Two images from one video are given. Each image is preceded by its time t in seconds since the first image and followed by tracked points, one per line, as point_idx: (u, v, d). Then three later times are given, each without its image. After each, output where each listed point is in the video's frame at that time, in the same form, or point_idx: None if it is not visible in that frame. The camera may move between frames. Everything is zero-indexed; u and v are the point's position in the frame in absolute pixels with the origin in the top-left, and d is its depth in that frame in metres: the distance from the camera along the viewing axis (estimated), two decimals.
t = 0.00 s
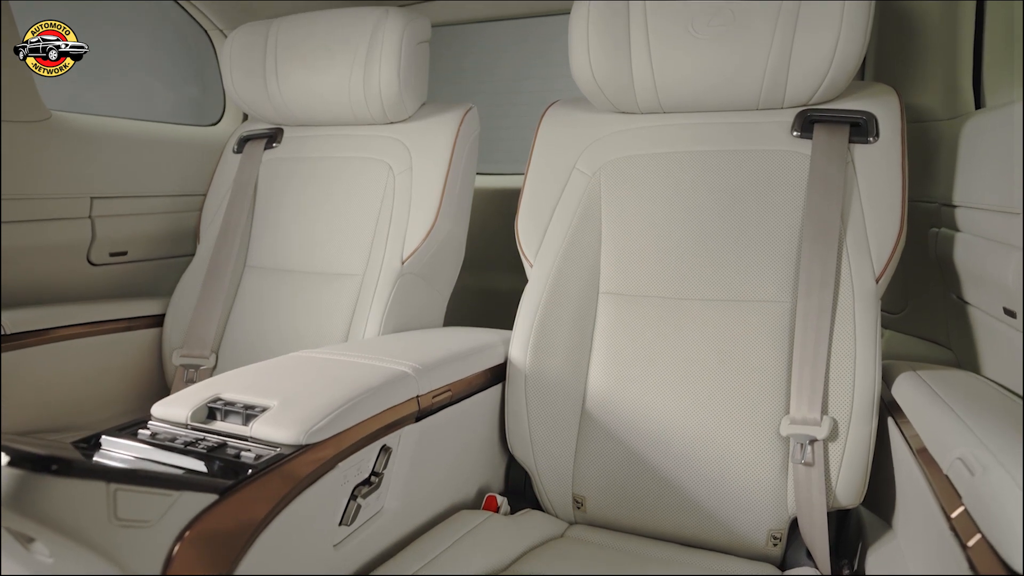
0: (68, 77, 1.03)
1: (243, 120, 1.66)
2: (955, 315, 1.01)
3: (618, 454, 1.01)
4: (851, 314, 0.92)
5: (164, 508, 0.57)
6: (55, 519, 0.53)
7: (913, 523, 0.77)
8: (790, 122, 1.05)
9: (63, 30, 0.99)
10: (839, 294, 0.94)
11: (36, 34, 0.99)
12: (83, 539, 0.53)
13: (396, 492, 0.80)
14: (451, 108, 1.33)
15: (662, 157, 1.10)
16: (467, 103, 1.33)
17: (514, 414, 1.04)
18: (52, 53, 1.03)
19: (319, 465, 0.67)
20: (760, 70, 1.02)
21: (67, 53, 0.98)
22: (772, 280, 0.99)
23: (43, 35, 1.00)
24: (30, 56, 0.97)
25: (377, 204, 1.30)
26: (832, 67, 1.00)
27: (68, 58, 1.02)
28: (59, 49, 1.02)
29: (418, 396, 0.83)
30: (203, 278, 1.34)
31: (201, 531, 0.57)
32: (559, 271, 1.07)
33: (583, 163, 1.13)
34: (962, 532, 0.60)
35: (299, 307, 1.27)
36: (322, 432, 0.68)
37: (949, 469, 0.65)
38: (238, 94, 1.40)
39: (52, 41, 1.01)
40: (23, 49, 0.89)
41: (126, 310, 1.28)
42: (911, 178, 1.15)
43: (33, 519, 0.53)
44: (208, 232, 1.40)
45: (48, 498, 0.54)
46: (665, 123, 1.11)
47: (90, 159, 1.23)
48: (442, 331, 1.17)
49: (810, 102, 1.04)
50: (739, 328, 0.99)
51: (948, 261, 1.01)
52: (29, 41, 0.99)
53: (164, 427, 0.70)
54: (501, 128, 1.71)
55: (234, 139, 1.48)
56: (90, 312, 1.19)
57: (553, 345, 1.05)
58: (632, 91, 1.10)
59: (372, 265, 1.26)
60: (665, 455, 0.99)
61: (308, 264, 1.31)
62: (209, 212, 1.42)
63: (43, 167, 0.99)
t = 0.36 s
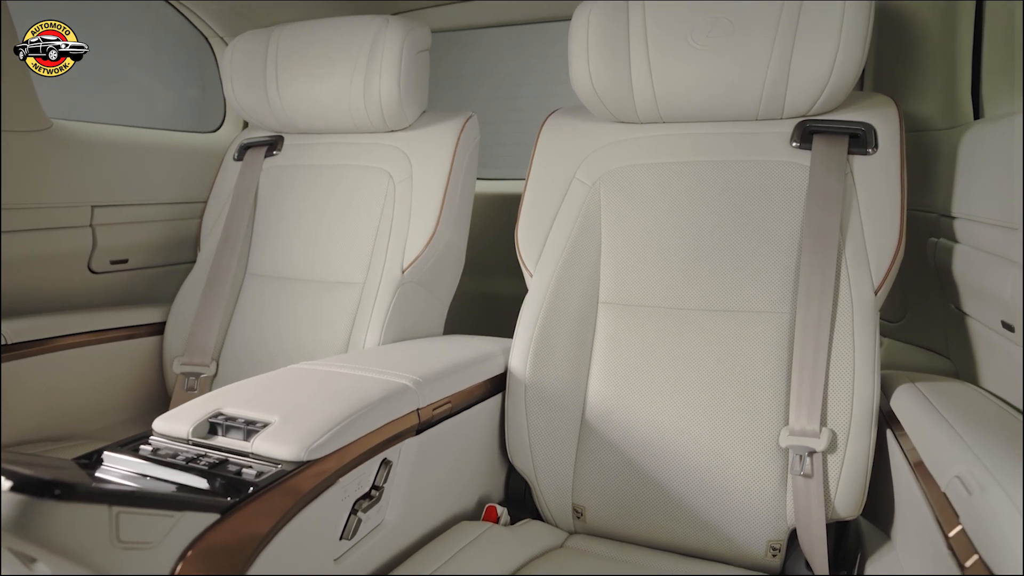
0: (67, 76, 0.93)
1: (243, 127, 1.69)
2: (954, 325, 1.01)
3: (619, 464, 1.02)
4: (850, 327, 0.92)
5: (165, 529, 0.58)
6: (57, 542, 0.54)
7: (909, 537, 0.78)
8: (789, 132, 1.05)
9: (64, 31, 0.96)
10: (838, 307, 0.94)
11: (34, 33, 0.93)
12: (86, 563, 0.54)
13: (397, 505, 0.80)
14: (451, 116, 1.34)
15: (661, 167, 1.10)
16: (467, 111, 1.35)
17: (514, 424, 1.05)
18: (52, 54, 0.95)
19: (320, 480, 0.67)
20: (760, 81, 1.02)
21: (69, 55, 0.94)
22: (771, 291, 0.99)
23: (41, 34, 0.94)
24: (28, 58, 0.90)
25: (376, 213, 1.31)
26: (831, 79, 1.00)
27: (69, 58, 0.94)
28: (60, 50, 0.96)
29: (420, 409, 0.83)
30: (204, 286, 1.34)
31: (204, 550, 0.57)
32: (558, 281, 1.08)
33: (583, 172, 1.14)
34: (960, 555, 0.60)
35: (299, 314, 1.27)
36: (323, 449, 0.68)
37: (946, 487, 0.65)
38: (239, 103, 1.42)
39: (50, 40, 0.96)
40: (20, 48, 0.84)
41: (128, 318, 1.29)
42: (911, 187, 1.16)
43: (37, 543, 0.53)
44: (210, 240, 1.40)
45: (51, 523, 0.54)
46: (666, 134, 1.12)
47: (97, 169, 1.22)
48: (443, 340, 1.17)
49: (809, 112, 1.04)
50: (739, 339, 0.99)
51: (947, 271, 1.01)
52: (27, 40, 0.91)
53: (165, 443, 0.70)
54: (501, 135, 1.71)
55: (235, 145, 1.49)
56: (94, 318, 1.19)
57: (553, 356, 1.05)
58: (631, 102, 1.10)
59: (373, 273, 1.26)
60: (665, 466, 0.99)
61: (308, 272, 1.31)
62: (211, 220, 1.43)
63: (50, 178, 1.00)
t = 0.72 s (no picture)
0: (68, 76, 0.87)
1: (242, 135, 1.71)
2: (952, 335, 1.01)
3: (619, 474, 1.02)
4: (849, 339, 0.93)
5: (167, 551, 0.58)
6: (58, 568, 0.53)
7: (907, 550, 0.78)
8: (789, 143, 1.05)
9: (65, 31, 0.89)
10: (837, 319, 0.94)
11: (33, 33, 0.84)
12: None
13: (397, 518, 0.80)
14: (450, 125, 1.37)
15: (660, 177, 1.10)
16: (467, 120, 1.37)
17: (514, 435, 1.06)
18: (51, 54, 0.87)
19: (321, 497, 0.67)
20: (759, 92, 1.03)
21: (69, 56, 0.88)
22: (770, 302, 1.00)
23: (42, 34, 0.86)
24: (25, 56, 0.82)
25: (376, 223, 1.32)
26: (830, 90, 1.00)
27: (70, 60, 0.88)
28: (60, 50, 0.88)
29: (420, 422, 0.84)
30: (205, 293, 1.34)
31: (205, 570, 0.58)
32: (558, 291, 1.08)
33: (583, 181, 1.14)
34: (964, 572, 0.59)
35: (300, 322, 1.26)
36: (324, 465, 0.69)
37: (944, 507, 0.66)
38: (240, 110, 1.42)
39: (51, 41, 0.88)
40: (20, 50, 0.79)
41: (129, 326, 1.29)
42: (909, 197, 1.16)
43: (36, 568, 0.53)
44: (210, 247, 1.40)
45: (53, 549, 0.53)
46: (665, 143, 1.12)
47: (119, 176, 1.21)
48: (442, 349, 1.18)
49: (808, 123, 1.05)
50: (739, 349, 0.99)
51: (945, 282, 1.02)
52: (26, 41, 0.83)
53: (167, 459, 0.70)
54: (500, 142, 1.72)
55: (235, 154, 1.51)
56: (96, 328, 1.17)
57: (553, 366, 1.06)
58: (631, 112, 1.11)
59: (373, 283, 1.27)
60: (665, 476, 0.99)
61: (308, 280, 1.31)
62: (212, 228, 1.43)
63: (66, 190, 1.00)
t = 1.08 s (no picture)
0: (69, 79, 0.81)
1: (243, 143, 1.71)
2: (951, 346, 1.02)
3: (619, 483, 1.02)
4: (847, 350, 0.94)
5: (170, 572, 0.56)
6: None
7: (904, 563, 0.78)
8: (788, 153, 1.06)
9: (66, 30, 0.84)
10: (835, 331, 0.95)
11: (33, 34, 0.83)
12: None
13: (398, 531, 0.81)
14: (450, 134, 1.42)
15: (660, 188, 1.11)
16: (467, 129, 1.42)
17: (514, 446, 1.09)
18: (51, 54, 0.84)
19: (322, 513, 0.68)
20: (759, 102, 1.02)
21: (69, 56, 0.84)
22: (767, 313, 0.99)
23: (42, 34, 0.84)
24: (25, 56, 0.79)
25: (376, 231, 1.35)
26: (830, 101, 1.01)
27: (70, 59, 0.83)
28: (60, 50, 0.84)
29: (420, 435, 0.84)
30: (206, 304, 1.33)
31: None
32: (557, 301, 1.10)
33: (582, 192, 1.16)
34: None
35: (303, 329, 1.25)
36: (325, 480, 0.70)
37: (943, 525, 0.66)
38: (240, 119, 1.42)
39: (50, 41, 0.85)
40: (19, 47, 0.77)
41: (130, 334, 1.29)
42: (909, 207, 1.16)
43: None
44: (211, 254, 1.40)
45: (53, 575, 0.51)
46: (665, 154, 1.13)
47: (124, 180, 1.20)
48: (444, 358, 1.20)
49: (806, 134, 1.05)
50: (738, 359, 0.99)
51: (943, 292, 1.02)
52: (25, 41, 0.82)
53: (169, 476, 0.70)
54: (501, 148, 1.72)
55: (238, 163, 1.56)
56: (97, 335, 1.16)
57: (552, 376, 1.08)
58: (630, 122, 1.11)
59: (374, 291, 1.31)
60: (665, 486, 0.99)
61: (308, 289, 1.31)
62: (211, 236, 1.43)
63: (69, 195, 1.00)
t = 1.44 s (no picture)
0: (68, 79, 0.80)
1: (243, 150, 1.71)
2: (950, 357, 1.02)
3: (618, 494, 1.02)
4: (846, 362, 0.94)
5: None
6: None
7: None
8: (787, 165, 1.06)
9: (65, 31, 0.83)
10: (835, 343, 0.95)
11: (33, 33, 0.79)
12: None
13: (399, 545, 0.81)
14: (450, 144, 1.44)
15: (660, 199, 1.11)
16: (466, 139, 1.45)
17: (514, 455, 1.09)
18: (51, 54, 0.81)
19: (322, 529, 0.68)
20: (758, 115, 1.03)
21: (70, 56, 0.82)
22: (766, 324, 1.00)
23: (41, 33, 0.80)
24: (25, 56, 0.76)
25: (376, 240, 1.36)
26: (829, 114, 1.01)
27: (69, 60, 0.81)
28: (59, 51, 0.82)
29: (420, 449, 0.85)
30: (206, 312, 1.32)
31: None
32: (557, 312, 1.11)
33: (582, 202, 1.16)
34: None
35: (304, 337, 1.24)
36: (326, 497, 0.70)
37: (939, 541, 0.66)
38: (242, 128, 1.43)
39: (50, 41, 0.82)
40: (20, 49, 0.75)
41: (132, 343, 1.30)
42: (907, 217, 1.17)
43: None
44: (212, 262, 1.40)
45: None
46: (665, 164, 1.13)
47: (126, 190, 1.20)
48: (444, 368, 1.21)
49: (805, 146, 1.06)
50: (738, 370, 0.99)
51: (942, 304, 1.03)
52: (25, 41, 0.78)
53: (170, 491, 0.71)
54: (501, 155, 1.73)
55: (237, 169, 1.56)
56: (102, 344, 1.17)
57: (552, 386, 1.08)
58: (630, 133, 1.12)
59: (374, 301, 1.31)
60: (666, 497, 0.98)
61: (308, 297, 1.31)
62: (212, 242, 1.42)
63: (71, 206, 1.00)
